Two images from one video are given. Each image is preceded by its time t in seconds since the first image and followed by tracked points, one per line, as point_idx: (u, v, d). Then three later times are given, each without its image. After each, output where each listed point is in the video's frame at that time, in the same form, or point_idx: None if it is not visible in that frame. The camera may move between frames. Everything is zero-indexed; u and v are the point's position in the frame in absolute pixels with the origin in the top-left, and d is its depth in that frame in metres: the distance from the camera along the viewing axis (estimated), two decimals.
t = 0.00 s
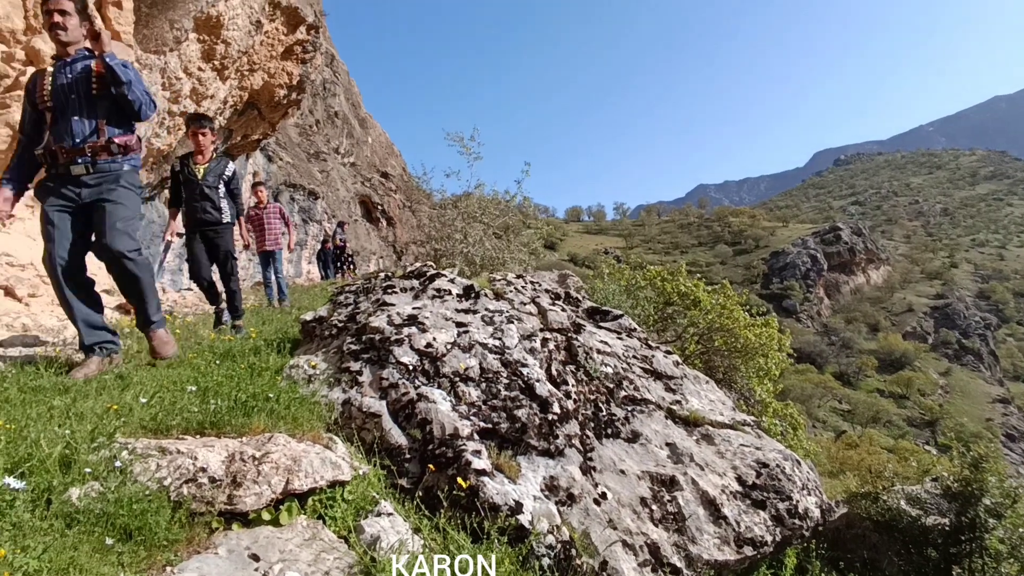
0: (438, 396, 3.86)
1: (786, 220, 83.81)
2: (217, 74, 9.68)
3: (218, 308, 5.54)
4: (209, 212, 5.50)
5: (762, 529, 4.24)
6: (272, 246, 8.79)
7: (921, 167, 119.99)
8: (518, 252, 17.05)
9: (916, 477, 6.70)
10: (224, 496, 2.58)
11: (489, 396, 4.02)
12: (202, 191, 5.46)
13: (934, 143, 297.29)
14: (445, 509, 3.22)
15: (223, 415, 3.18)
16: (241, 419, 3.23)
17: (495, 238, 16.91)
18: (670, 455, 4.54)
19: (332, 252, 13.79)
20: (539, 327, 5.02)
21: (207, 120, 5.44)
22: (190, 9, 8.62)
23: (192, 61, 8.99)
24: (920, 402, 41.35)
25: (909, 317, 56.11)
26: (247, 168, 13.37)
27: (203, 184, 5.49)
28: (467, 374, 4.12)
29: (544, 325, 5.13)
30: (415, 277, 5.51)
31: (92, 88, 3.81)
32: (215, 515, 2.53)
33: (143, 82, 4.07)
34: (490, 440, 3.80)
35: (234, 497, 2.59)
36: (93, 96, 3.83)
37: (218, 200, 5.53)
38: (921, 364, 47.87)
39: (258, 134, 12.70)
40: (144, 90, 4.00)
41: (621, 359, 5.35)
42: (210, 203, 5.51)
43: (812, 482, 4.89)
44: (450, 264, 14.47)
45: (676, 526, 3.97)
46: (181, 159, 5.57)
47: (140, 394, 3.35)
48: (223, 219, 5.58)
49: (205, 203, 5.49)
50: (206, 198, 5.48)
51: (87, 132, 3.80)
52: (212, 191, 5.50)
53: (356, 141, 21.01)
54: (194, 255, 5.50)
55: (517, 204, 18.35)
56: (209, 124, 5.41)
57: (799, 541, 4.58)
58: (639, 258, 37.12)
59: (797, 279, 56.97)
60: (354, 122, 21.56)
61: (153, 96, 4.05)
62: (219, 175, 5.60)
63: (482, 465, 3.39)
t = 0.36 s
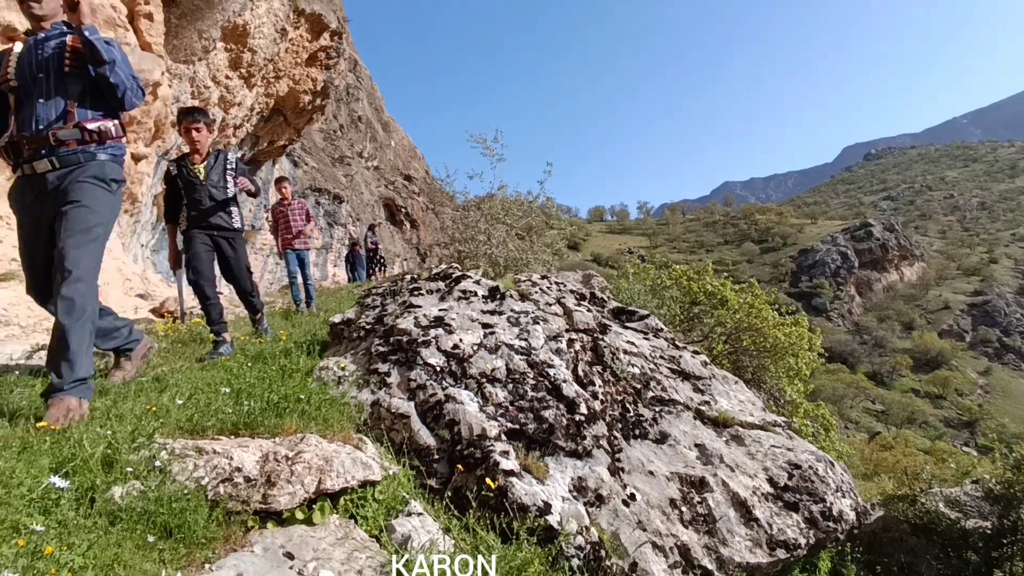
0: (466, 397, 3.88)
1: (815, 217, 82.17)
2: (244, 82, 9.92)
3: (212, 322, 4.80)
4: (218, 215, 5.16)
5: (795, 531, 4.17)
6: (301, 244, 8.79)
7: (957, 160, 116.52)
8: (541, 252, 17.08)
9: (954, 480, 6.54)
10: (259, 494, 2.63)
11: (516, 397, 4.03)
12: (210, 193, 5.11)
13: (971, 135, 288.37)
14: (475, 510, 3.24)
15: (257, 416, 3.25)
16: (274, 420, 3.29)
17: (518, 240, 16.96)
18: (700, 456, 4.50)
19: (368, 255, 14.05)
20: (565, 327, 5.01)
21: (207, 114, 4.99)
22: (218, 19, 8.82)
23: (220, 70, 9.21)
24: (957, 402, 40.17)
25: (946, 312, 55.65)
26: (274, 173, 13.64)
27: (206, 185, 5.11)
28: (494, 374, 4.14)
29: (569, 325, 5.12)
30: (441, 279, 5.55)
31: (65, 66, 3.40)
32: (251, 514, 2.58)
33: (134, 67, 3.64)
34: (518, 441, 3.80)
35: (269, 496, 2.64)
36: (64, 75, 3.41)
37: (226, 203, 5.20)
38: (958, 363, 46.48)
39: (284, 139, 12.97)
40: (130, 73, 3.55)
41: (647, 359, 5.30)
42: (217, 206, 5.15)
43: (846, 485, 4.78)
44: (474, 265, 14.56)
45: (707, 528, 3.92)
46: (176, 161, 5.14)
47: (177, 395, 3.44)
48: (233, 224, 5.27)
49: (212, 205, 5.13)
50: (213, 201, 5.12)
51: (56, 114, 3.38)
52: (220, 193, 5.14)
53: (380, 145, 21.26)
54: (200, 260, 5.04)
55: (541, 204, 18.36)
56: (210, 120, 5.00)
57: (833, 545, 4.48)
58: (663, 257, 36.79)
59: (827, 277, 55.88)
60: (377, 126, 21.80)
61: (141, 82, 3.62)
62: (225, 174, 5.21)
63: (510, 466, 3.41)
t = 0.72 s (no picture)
0: (496, 397, 3.89)
1: (849, 214, 80.16)
2: (274, 87, 10.13)
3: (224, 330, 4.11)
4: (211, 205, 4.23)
5: (832, 536, 4.09)
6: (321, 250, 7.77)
7: (1000, 154, 112.47)
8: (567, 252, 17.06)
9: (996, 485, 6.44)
10: (297, 491, 2.69)
11: (546, 397, 4.04)
12: (203, 177, 4.26)
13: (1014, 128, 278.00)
14: (508, 509, 3.25)
15: (292, 415, 3.32)
16: (309, 418, 3.36)
17: (544, 240, 16.96)
18: (732, 458, 4.45)
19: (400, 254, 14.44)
20: (594, 328, 4.99)
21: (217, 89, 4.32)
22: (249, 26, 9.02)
23: (251, 75, 9.43)
24: (1000, 405, 38.80)
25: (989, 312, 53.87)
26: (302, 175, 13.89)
27: (204, 168, 4.27)
28: (524, 374, 4.15)
29: (599, 326, 5.10)
30: (470, 280, 5.57)
31: None
32: (290, 510, 2.64)
33: None
34: (548, 441, 3.81)
35: (306, 493, 2.70)
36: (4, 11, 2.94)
37: (223, 189, 4.29)
38: (1002, 364, 44.87)
39: (313, 142, 13.21)
40: None
41: (678, 360, 5.25)
42: (211, 193, 4.26)
43: (885, 489, 4.67)
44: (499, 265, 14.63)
45: (740, 531, 3.87)
46: (178, 142, 4.39)
47: (215, 394, 3.54)
48: (229, 216, 4.31)
49: (204, 193, 4.25)
50: (206, 187, 4.25)
51: (6, 61, 2.94)
52: (216, 178, 4.28)
53: (406, 146, 21.49)
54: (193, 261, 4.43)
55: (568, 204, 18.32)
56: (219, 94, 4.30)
57: (871, 551, 4.38)
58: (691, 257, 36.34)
59: (861, 276, 54.51)
60: (402, 128, 22.00)
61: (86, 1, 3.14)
62: (228, 158, 4.37)
63: (542, 466, 3.41)
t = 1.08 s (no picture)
0: (540, 399, 3.91)
1: (906, 210, 76.78)
2: (319, 92, 10.40)
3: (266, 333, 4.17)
4: (213, 191, 3.91)
5: (890, 547, 3.94)
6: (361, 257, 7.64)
7: None
8: (608, 252, 16.95)
9: None
10: (348, 490, 2.76)
11: (590, 400, 4.03)
12: (206, 158, 3.90)
13: None
14: (552, 513, 3.25)
15: (342, 415, 3.41)
16: (358, 418, 3.44)
17: (585, 240, 16.90)
18: (782, 464, 4.34)
19: (443, 254, 14.89)
20: (638, 330, 4.94)
21: (216, 58, 3.97)
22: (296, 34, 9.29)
23: (296, 81, 9.71)
24: None
25: None
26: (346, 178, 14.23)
27: (206, 149, 3.92)
28: (568, 377, 4.15)
29: (643, 328, 5.04)
30: (512, 282, 5.60)
31: None
32: (341, 508, 2.71)
33: None
34: (592, 445, 3.80)
35: (356, 492, 2.77)
36: None
37: (230, 171, 3.96)
38: None
39: (356, 145, 13.51)
40: None
41: (725, 363, 5.15)
42: (216, 177, 3.93)
43: (946, 500, 4.46)
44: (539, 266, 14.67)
45: (791, 539, 3.77)
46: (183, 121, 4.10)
47: (269, 394, 3.66)
48: (238, 201, 4.00)
49: (209, 177, 3.91)
50: (209, 170, 3.91)
51: None
52: (221, 159, 3.93)
53: (446, 147, 21.73)
54: (179, 261, 3.92)
55: (609, 204, 18.18)
56: (218, 64, 3.96)
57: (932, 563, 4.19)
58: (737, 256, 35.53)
59: (918, 274, 52.19)
60: (443, 129, 22.27)
61: None
62: (233, 136, 4.03)
63: (586, 469, 3.41)
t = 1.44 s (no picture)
0: (566, 400, 3.91)
1: (942, 208, 74.62)
2: (345, 95, 10.55)
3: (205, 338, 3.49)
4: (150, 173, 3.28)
5: (926, 554, 3.83)
6: (370, 259, 6.88)
7: None
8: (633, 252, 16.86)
9: None
10: (376, 488, 2.80)
11: (616, 401, 4.02)
12: (143, 135, 3.32)
13: None
14: (579, 514, 3.24)
15: (369, 414, 3.47)
16: (386, 418, 3.48)
17: (610, 240, 16.82)
18: (814, 468, 4.26)
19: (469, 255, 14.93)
20: (665, 331, 4.90)
21: (150, 16, 3.47)
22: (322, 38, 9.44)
23: (323, 85, 9.87)
24: None
25: None
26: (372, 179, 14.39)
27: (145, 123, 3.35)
28: (594, 378, 4.15)
29: (669, 329, 4.99)
30: (538, 283, 5.60)
31: None
32: (370, 505, 2.75)
33: None
34: (619, 446, 3.78)
35: (385, 490, 2.80)
36: None
37: (171, 149, 3.36)
38: None
39: (381, 147, 13.64)
40: None
41: (753, 365, 5.08)
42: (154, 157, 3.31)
43: (986, 506, 4.32)
44: (564, 266, 14.66)
45: (823, 545, 3.69)
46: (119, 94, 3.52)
47: (300, 393, 3.73)
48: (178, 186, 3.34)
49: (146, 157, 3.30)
50: (147, 149, 3.32)
51: None
52: (162, 137, 3.35)
53: (470, 148, 21.84)
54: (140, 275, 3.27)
55: (634, 204, 18.07)
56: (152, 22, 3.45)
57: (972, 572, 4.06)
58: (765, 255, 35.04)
59: (955, 274, 50.73)
60: (467, 131, 22.40)
61: None
62: (175, 108, 3.44)
63: (612, 471, 3.39)
